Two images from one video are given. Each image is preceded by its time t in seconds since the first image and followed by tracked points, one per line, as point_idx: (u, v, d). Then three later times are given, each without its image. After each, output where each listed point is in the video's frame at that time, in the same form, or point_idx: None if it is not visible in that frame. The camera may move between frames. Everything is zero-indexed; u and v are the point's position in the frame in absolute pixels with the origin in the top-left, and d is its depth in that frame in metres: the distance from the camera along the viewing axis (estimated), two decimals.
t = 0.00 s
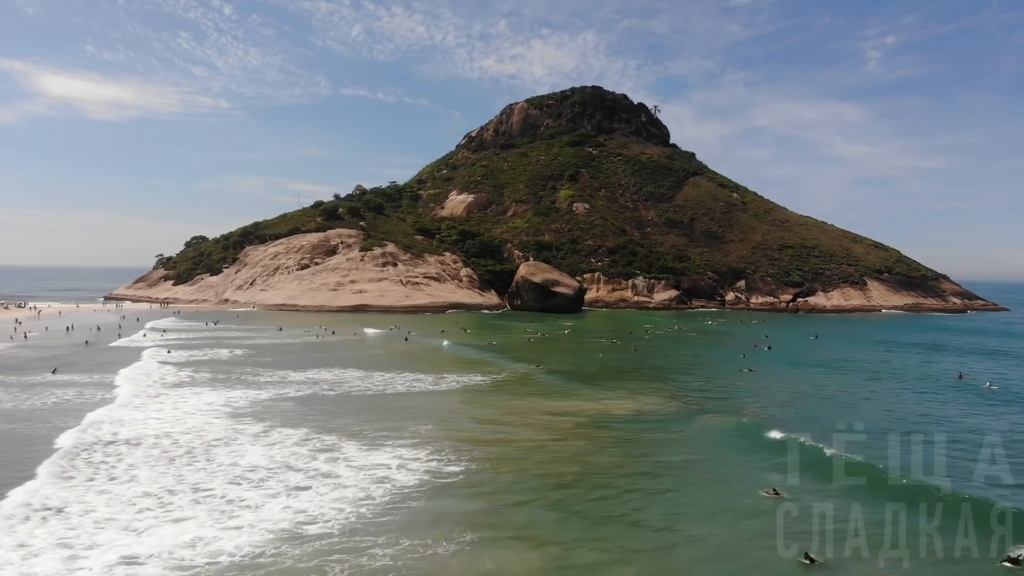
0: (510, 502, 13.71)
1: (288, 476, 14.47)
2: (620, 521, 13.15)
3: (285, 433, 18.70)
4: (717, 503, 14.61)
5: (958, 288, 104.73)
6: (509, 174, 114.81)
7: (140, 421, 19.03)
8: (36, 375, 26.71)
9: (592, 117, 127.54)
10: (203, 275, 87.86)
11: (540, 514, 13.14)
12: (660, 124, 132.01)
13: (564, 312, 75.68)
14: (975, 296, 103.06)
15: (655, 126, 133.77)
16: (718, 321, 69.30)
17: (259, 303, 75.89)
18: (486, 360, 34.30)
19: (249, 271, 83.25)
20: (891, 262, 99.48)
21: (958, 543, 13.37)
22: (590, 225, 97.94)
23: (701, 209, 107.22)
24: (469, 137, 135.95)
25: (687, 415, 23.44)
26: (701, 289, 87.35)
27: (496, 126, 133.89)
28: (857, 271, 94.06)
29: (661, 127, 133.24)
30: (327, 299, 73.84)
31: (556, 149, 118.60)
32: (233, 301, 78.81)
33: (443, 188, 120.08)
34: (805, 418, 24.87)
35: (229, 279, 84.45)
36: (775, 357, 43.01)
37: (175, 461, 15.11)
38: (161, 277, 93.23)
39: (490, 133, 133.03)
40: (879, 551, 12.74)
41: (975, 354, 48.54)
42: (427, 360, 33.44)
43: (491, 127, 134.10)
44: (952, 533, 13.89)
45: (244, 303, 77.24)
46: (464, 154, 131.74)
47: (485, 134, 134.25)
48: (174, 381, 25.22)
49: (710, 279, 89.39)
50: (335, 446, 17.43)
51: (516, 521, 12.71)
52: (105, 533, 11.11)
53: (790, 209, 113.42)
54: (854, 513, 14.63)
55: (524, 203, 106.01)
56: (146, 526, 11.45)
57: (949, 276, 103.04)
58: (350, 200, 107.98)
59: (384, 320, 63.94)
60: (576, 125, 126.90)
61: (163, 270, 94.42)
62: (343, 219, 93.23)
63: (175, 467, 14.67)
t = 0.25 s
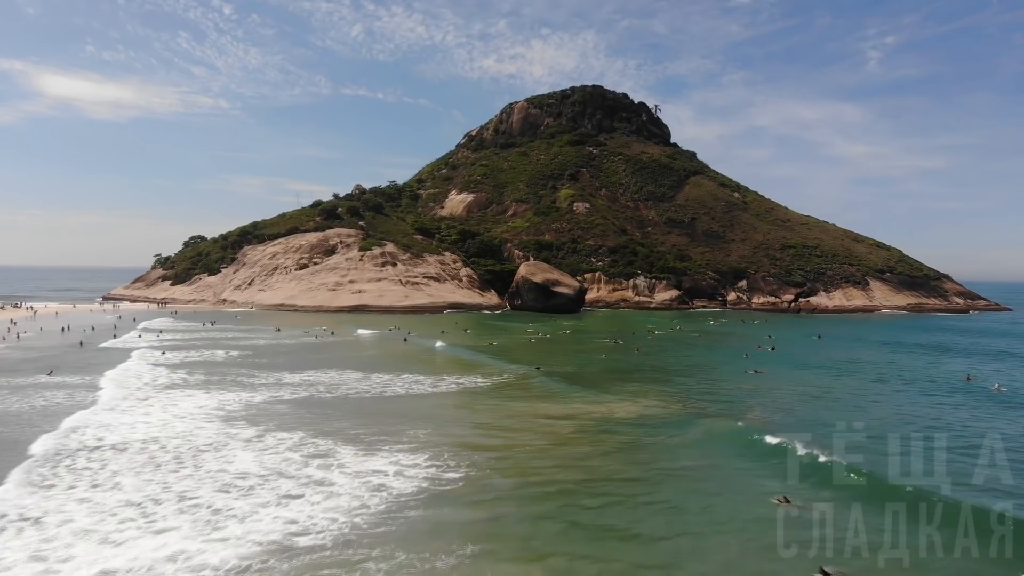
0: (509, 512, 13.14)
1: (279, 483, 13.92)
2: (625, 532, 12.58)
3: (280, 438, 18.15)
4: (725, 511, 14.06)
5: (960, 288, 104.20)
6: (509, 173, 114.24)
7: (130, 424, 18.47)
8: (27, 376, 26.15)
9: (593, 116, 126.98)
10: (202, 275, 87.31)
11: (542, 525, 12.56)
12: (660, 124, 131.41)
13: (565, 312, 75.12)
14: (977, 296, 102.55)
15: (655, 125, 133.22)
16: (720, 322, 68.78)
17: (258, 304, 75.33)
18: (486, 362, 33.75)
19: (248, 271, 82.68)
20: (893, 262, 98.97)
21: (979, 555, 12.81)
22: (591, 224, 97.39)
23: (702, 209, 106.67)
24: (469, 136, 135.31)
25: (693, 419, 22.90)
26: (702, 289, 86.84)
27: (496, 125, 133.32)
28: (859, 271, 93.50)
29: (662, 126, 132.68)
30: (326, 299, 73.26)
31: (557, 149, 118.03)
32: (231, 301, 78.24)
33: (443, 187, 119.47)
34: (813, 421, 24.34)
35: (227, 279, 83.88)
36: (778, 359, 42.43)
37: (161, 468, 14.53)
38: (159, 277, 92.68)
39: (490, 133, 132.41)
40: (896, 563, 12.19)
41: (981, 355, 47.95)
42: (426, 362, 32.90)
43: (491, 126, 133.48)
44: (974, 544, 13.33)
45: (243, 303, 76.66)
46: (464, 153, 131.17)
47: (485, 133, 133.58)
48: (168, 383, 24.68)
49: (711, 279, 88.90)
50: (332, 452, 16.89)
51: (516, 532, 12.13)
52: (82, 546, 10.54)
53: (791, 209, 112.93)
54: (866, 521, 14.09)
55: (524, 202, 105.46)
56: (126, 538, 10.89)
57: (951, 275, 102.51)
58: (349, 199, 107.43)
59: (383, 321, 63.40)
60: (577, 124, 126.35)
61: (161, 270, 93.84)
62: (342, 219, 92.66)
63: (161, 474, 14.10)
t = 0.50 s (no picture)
0: (509, 521, 12.61)
1: (270, 491, 13.39)
2: (630, 544, 12.05)
3: (274, 443, 17.62)
4: (734, 520, 13.52)
5: (963, 287, 103.63)
6: (509, 173, 113.71)
7: (119, 428, 17.95)
8: (18, 378, 25.63)
9: (593, 115, 126.41)
10: (200, 275, 86.79)
11: (544, 536, 12.02)
12: (661, 123, 130.85)
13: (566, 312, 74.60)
14: (980, 296, 101.97)
15: (656, 124, 132.60)
16: (722, 322, 68.25)
17: (256, 304, 74.80)
18: (486, 363, 33.22)
19: (246, 271, 82.15)
20: (896, 261, 98.40)
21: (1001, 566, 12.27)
22: (591, 224, 96.88)
23: (704, 208, 106.13)
24: (469, 135, 134.73)
25: (698, 422, 22.37)
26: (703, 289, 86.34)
27: (496, 124, 132.77)
28: (862, 270, 92.96)
29: (663, 126, 132.12)
30: (325, 299, 72.72)
31: (557, 148, 117.49)
32: (230, 301, 77.72)
33: (443, 187, 118.89)
34: (820, 423, 23.78)
35: (225, 279, 83.36)
36: (782, 360, 41.83)
37: (147, 475, 14.00)
38: (158, 277, 92.17)
39: (490, 132, 131.84)
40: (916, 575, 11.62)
41: (988, 356, 47.38)
42: (425, 364, 32.37)
43: (491, 126, 132.89)
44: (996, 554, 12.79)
45: (241, 303, 76.14)
46: (464, 152, 130.62)
47: (485, 132, 133.00)
48: (161, 385, 24.16)
49: (713, 279, 88.39)
50: (327, 457, 16.36)
51: (516, 544, 11.59)
52: (58, 560, 10.01)
53: (792, 209, 112.39)
54: (883, 528, 13.55)
55: (525, 202, 104.91)
56: (106, 551, 10.35)
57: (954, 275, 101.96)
58: (349, 199, 106.91)
59: (382, 321, 62.86)
60: (577, 123, 125.80)
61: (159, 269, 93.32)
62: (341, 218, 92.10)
63: (146, 481, 13.58)
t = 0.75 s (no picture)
0: (509, 533, 12.04)
1: (259, 500, 12.83)
2: (641, 557, 11.44)
3: (267, 448, 17.05)
4: (746, 529, 12.92)
5: (965, 287, 103.04)
6: (509, 172, 113.16)
7: (107, 433, 17.40)
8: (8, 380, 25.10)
9: (593, 114, 125.84)
10: (198, 275, 86.25)
11: (546, 549, 11.44)
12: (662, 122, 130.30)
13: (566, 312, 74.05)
14: (983, 296, 101.39)
15: (657, 124, 132.01)
16: (723, 322, 67.68)
17: (254, 304, 74.24)
18: (486, 364, 32.65)
19: (244, 271, 81.61)
20: (898, 261, 97.83)
21: None
22: (592, 224, 96.34)
23: (704, 208, 105.60)
24: (469, 135, 134.17)
25: (704, 426, 21.79)
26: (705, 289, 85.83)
27: (496, 124, 132.18)
28: (864, 270, 92.39)
29: (663, 125, 131.59)
30: (324, 300, 72.17)
31: (557, 147, 116.96)
32: (228, 301, 77.18)
33: (442, 187, 118.30)
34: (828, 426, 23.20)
35: (224, 279, 82.81)
36: (786, 361, 41.24)
37: (131, 483, 13.43)
38: (155, 277, 91.62)
39: (490, 131, 131.28)
40: None
41: (994, 357, 46.77)
42: (424, 366, 31.80)
43: (491, 125, 132.30)
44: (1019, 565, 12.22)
45: (239, 303, 75.61)
46: (464, 152, 130.10)
47: (485, 131, 132.44)
48: (153, 388, 23.60)
49: (714, 279, 87.87)
50: (321, 463, 15.79)
51: (517, 557, 11.01)
52: None
53: (793, 208, 111.82)
54: (895, 531, 13.04)
55: (524, 202, 104.37)
56: (82, 566, 9.80)
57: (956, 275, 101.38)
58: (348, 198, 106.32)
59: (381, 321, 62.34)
60: (578, 123, 125.27)
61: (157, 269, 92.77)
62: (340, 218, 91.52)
63: (130, 490, 13.02)
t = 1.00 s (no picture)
0: (510, 545, 11.47)
1: (248, 510, 12.27)
2: (649, 571, 10.87)
3: (259, 454, 16.46)
4: (757, 539, 12.36)
5: (968, 288, 102.49)
6: (509, 172, 112.57)
7: (93, 438, 16.84)
8: None
9: (594, 113, 125.25)
10: (196, 275, 85.68)
11: (549, 562, 10.88)
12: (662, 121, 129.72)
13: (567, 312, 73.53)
14: (985, 297, 100.89)
15: (657, 123, 131.43)
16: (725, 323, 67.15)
17: (253, 304, 73.68)
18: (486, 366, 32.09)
19: (242, 271, 81.05)
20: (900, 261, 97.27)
21: None
22: (593, 223, 95.78)
23: (706, 207, 105.04)
24: (469, 134, 133.54)
25: (710, 430, 21.22)
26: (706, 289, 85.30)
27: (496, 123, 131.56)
28: (866, 270, 91.83)
29: (664, 124, 131.04)
30: (323, 300, 71.60)
31: (557, 146, 116.39)
32: (226, 302, 76.62)
33: (442, 186, 117.72)
34: (837, 429, 22.62)
35: (222, 279, 82.24)
36: (791, 362, 40.66)
37: (114, 491, 12.85)
38: (153, 277, 91.03)
39: (490, 130, 130.68)
40: None
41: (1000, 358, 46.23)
42: (423, 367, 31.24)
43: (491, 125, 131.66)
44: None
45: (237, 303, 75.06)
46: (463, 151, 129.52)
47: (484, 131, 131.81)
48: (145, 390, 23.05)
49: (715, 278, 87.35)
50: (314, 470, 15.23)
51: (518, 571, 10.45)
52: None
53: (795, 208, 111.25)
54: (911, 537, 12.53)
55: (524, 201, 103.80)
56: None
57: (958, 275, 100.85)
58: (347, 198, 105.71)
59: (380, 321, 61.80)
60: (578, 122, 124.68)
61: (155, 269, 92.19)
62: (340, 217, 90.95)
63: (113, 498, 12.47)
